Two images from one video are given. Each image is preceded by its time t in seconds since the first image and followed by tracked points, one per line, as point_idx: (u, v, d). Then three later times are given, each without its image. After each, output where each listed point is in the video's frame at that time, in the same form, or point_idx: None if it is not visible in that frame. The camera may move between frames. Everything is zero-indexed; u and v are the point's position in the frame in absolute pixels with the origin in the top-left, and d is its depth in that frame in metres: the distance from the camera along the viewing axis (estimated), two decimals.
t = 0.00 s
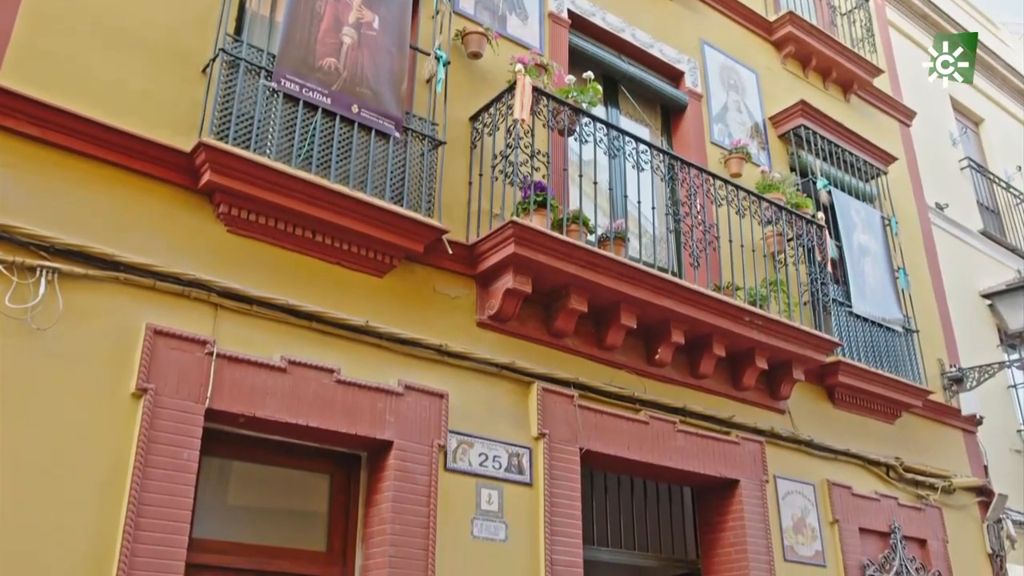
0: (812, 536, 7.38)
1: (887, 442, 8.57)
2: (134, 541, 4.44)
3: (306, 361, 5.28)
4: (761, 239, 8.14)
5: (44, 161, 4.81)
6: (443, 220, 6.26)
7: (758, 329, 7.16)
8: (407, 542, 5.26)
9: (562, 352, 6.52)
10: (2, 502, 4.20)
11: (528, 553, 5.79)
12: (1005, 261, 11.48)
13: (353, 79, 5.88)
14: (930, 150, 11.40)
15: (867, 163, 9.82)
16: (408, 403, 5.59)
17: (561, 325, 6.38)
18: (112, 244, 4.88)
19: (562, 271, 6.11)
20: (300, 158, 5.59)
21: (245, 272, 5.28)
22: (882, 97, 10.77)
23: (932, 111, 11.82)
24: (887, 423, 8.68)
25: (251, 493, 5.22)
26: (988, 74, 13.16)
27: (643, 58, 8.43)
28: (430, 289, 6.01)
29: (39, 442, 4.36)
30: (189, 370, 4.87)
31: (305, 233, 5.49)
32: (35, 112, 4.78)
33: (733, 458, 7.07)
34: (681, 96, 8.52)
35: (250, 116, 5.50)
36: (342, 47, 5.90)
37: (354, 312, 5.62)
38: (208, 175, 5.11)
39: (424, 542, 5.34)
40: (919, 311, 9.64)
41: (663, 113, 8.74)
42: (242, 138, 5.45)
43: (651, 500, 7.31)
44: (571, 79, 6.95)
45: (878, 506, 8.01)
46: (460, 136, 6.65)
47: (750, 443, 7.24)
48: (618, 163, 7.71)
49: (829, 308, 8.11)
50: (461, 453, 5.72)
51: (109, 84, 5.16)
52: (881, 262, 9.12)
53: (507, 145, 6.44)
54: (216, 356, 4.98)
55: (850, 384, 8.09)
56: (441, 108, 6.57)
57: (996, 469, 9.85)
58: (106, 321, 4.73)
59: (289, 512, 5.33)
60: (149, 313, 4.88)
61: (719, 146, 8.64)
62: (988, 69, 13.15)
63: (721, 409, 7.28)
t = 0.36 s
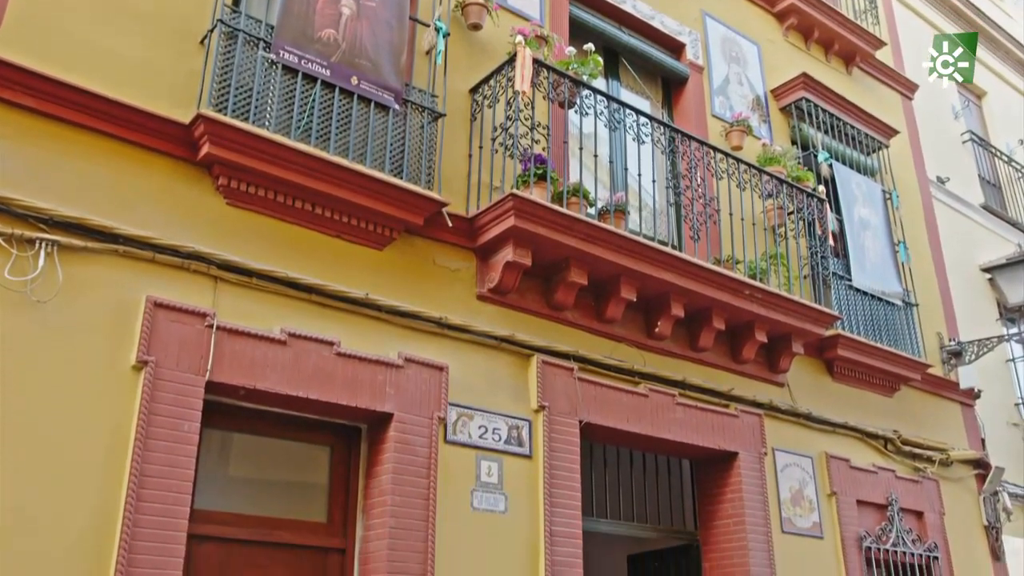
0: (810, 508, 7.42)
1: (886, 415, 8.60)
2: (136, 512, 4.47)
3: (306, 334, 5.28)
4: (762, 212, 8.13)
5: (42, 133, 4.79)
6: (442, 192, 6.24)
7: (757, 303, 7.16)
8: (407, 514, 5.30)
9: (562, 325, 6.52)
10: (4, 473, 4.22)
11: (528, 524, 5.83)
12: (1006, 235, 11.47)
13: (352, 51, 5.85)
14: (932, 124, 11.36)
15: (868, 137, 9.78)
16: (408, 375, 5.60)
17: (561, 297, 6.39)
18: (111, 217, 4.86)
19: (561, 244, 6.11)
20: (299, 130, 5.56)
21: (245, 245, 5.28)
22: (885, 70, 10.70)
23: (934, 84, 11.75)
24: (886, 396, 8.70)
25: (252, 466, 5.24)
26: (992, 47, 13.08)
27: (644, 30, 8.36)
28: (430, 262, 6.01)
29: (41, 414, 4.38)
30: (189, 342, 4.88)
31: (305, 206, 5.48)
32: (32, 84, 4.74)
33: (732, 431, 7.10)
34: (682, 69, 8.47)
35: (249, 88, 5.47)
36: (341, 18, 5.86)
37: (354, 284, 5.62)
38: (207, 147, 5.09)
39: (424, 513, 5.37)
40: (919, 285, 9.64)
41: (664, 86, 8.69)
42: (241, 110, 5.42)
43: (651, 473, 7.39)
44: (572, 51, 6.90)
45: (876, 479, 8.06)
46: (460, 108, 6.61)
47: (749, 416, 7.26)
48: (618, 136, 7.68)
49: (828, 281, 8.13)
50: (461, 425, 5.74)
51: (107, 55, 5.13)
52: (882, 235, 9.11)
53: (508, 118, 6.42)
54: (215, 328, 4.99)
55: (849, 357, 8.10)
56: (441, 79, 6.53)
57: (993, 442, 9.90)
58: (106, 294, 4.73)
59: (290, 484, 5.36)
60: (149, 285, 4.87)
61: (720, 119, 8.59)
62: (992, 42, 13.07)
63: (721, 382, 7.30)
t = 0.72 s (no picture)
0: (807, 474, 7.47)
1: (884, 381, 8.63)
2: (139, 476, 4.50)
3: (306, 299, 5.29)
4: (763, 178, 8.11)
5: (39, 97, 4.76)
6: (442, 158, 6.21)
7: (757, 269, 7.16)
8: (407, 478, 5.33)
9: (562, 291, 6.52)
10: (6, 437, 4.24)
11: (527, 489, 5.88)
12: (1008, 203, 11.44)
13: (351, 15, 5.81)
14: (935, 91, 11.28)
15: (870, 103, 9.71)
16: (408, 341, 5.61)
17: (561, 264, 6.38)
18: (109, 182, 4.85)
19: (561, 210, 6.09)
20: (297, 96, 5.52)
21: (244, 211, 5.26)
22: (888, 36, 10.61)
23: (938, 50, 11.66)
24: (884, 363, 8.72)
25: (253, 431, 5.27)
26: (997, 13, 12.95)
27: None
28: (430, 228, 6.00)
29: (42, 379, 4.39)
30: (189, 308, 4.88)
31: (305, 171, 5.45)
32: (28, 47, 4.70)
33: (731, 397, 7.13)
34: (683, 34, 8.41)
35: (247, 52, 5.41)
36: None
37: (354, 250, 5.62)
38: (206, 112, 5.06)
39: (424, 477, 5.41)
40: (919, 252, 9.64)
41: (666, 51, 8.62)
42: (239, 75, 5.37)
43: (649, 439, 7.44)
44: (573, 16, 6.84)
45: (873, 445, 8.10)
46: (460, 73, 6.56)
47: (748, 382, 7.29)
48: (619, 102, 7.63)
49: (829, 248, 8.14)
50: (461, 391, 5.76)
51: (104, 19, 5.08)
52: (882, 202, 9.10)
53: (507, 83, 6.39)
54: (215, 294, 4.99)
55: (848, 324, 8.11)
56: (441, 44, 6.47)
57: (990, 408, 9.94)
58: (106, 260, 4.72)
59: (290, 448, 5.39)
60: (148, 251, 4.87)
61: (722, 86, 8.53)
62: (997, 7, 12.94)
63: (720, 348, 7.31)
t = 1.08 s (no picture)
0: (805, 432, 7.52)
1: (883, 340, 8.65)
2: (140, 433, 4.53)
3: (306, 257, 5.28)
4: (764, 137, 8.06)
5: (35, 53, 4.70)
6: (442, 116, 6.17)
7: (758, 228, 7.15)
8: (407, 435, 5.37)
9: (562, 250, 6.51)
10: (8, 394, 4.25)
11: (527, 445, 5.92)
12: (1010, 162, 11.39)
13: None
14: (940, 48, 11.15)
15: (874, 61, 9.63)
16: (408, 299, 5.61)
17: (561, 222, 6.36)
18: (108, 139, 4.81)
19: (561, 167, 6.07)
20: (296, 52, 5.47)
21: (243, 168, 5.23)
22: None
23: (944, 7, 11.51)
24: (884, 323, 8.73)
25: (254, 387, 5.29)
26: None
27: None
28: (430, 186, 5.97)
29: (43, 336, 4.40)
30: (188, 266, 4.88)
31: (304, 129, 5.41)
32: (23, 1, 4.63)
33: (730, 356, 7.15)
34: None
35: (245, 8, 5.37)
36: None
37: (354, 208, 5.59)
38: (203, 68, 5.01)
39: (424, 434, 5.44)
40: (920, 212, 9.61)
41: (668, 8, 8.51)
42: (236, 31, 5.33)
43: (648, 397, 7.48)
44: None
45: (871, 403, 8.15)
46: (460, 29, 6.47)
47: (747, 341, 7.31)
48: (621, 59, 7.55)
49: (829, 208, 8.19)
50: (461, 348, 5.77)
51: None
52: (885, 161, 9.06)
53: (508, 40, 6.35)
54: (215, 252, 4.98)
55: (848, 283, 8.11)
56: None
57: (988, 368, 9.99)
58: (105, 217, 4.71)
59: (291, 405, 5.41)
60: (147, 209, 4.85)
61: (724, 43, 8.44)
62: None
63: (720, 307, 7.32)
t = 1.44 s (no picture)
0: (804, 395, 7.56)
1: (883, 304, 8.65)
2: (142, 395, 4.55)
3: (305, 220, 5.27)
4: (766, 100, 8.01)
5: (30, 13, 4.64)
6: (442, 77, 6.11)
7: (759, 191, 7.13)
8: (407, 397, 5.39)
9: (562, 212, 6.49)
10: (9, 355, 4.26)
11: (526, 408, 5.94)
12: (1013, 126, 11.33)
13: None
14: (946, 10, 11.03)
15: (879, 23, 9.48)
16: (408, 262, 5.61)
17: (562, 185, 6.34)
18: (105, 101, 4.77)
19: (561, 130, 6.04)
20: (294, 12, 5.41)
21: (242, 130, 5.20)
22: None
23: None
24: (884, 287, 8.73)
25: (254, 350, 5.30)
26: None
27: None
28: (430, 148, 5.94)
29: (42, 299, 4.39)
30: (188, 228, 4.86)
31: (302, 90, 5.37)
32: None
33: (729, 319, 7.16)
34: None
35: None
36: None
37: (354, 170, 5.57)
38: (200, 29, 4.95)
39: (425, 396, 5.46)
40: (922, 175, 9.56)
41: None
42: None
43: (648, 360, 7.51)
44: None
45: (869, 367, 8.17)
46: None
47: (747, 304, 7.31)
48: (623, 20, 7.47)
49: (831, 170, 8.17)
50: (461, 311, 5.78)
51: None
52: (887, 124, 9.01)
53: None
54: (214, 214, 4.96)
55: (848, 247, 8.08)
56: None
57: (986, 332, 10.01)
58: (104, 179, 4.68)
59: (291, 367, 5.43)
60: (146, 171, 4.82)
61: (727, 4, 8.31)
62: None
63: (720, 270, 7.30)
